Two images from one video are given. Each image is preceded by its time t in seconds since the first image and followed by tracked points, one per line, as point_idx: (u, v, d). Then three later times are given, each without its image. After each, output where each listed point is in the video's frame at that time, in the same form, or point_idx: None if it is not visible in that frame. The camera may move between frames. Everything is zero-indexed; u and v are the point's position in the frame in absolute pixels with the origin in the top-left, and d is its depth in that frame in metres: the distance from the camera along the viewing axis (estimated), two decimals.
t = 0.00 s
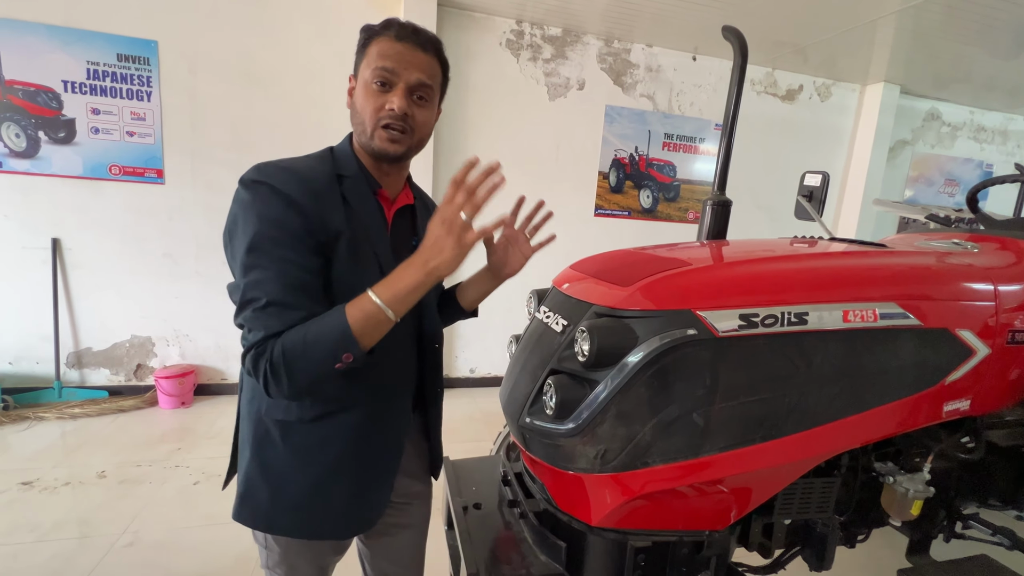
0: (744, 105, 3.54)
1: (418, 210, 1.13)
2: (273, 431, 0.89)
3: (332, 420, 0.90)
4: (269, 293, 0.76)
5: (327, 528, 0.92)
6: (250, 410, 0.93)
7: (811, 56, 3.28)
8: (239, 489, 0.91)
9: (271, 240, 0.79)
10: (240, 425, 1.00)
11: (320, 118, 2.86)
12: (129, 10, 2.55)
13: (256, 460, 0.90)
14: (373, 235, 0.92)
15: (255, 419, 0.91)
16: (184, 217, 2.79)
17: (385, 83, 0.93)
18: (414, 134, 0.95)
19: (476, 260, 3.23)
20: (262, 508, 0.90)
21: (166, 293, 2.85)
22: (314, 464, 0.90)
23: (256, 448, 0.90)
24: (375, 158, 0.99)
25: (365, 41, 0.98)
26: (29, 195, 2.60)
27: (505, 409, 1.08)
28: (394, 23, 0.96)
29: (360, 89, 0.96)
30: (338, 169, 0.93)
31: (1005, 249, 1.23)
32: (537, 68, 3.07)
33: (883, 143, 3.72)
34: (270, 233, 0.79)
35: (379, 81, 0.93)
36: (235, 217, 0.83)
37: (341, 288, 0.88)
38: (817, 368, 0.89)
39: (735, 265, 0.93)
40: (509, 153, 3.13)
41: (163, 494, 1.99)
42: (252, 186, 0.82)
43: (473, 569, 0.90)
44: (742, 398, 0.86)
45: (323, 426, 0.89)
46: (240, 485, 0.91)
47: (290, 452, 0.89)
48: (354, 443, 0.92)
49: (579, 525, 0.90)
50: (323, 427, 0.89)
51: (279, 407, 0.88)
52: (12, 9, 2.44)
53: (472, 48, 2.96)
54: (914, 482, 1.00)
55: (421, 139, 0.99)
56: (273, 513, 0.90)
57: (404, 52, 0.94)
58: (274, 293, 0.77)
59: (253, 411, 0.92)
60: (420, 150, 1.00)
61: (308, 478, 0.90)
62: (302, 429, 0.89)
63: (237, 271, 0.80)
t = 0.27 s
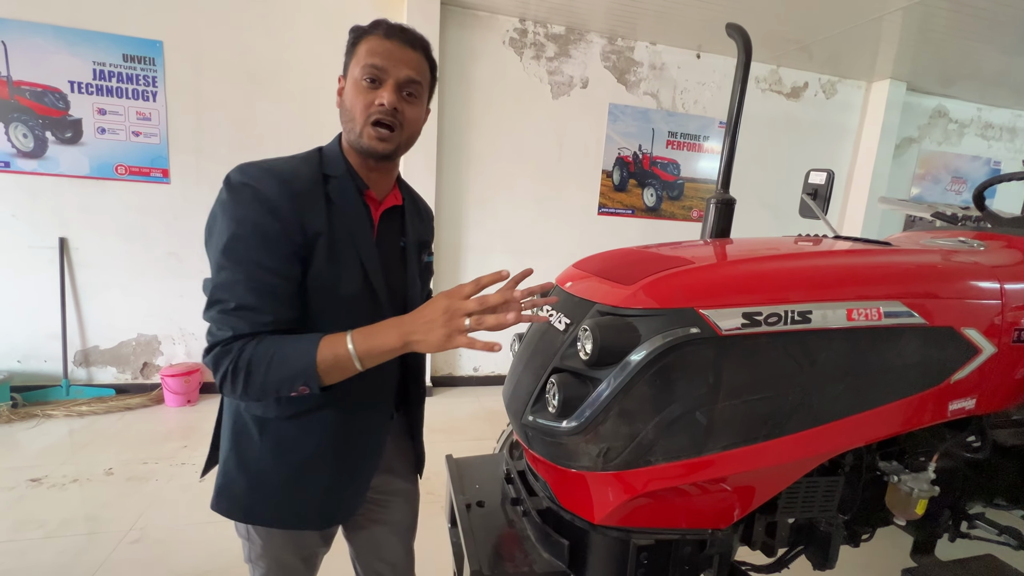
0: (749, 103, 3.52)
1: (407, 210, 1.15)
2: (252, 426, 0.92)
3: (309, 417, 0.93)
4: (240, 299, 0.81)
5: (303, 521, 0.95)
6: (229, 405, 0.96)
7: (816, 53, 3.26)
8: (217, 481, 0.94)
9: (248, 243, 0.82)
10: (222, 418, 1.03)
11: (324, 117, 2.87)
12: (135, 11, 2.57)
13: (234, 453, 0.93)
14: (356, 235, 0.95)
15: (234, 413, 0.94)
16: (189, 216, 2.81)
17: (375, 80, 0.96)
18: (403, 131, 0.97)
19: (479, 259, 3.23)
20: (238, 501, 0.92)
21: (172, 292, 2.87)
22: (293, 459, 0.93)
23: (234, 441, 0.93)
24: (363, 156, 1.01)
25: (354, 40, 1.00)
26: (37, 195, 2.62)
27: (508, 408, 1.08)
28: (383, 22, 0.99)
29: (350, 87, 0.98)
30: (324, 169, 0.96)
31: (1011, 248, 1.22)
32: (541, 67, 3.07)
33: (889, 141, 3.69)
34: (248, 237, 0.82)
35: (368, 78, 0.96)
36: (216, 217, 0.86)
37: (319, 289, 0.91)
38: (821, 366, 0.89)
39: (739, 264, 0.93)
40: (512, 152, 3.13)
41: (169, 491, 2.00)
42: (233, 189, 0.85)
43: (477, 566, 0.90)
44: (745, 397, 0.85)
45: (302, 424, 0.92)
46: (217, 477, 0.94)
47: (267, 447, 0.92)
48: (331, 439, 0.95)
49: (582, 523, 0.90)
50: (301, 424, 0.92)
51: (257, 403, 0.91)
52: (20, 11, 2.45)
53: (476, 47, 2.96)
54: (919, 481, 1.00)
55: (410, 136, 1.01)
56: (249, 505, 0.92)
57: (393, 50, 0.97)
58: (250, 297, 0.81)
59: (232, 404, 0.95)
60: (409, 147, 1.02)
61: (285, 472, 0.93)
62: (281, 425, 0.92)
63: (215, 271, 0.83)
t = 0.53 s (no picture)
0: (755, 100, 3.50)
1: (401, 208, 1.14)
2: (241, 419, 0.94)
3: (297, 410, 0.94)
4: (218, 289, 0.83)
5: (291, 515, 0.95)
6: (222, 398, 0.98)
7: (823, 49, 3.23)
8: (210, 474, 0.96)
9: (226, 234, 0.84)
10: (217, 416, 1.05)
11: (329, 116, 2.88)
12: (142, 12, 2.59)
13: (225, 445, 0.94)
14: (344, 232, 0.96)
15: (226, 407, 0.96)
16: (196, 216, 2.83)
17: (373, 78, 0.96)
18: (399, 129, 0.96)
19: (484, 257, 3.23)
20: (228, 492, 0.93)
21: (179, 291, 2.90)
22: (281, 452, 0.93)
23: (224, 434, 0.94)
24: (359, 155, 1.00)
25: (354, 41, 1.01)
26: (46, 195, 2.65)
27: (513, 406, 1.08)
28: (383, 25, 1.00)
29: (347, 85, 0.98)
30: (313, 165, 0.98)
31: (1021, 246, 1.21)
32: (545, 65, 3.06)
33: (897, 138, 3.66)
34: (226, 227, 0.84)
35: (367, 76, 0.96)
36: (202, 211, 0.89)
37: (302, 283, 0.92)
38: (827, 365, 0.88)
39: (744, 262, 0.93)
40: (517, 150, 3.13)
41: (177, 488, 2.02)
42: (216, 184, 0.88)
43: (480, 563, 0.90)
44: (750, 395, 0.85)
45: (290, 416, 0.93)
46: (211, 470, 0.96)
47: (255, 440, 0.92)
48: (319, 432, 0.95)
49: (587, 521, 0.90)
50: (288, 416, 0.93)
51: (246, 395, 0.93)
52: (28, 12, 2.48)
53: (480, 45, 2.96)
54: (926, 481, 0.98)
55: (407, 136, 1.00)
56: (241, 498, 0.93)
57: (392, 51, 0.98)
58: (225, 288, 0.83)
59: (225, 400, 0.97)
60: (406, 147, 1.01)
61: (275, 465, 0.93)
62: (268, 417, 0.93)
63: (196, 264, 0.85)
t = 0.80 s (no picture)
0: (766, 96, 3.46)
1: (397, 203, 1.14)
2: (239, 410, 0.95)
3: (291, 402, 0.94)
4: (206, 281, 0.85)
5: (285, 506, 0.96)
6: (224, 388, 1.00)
7: (836, 44, 3.19)
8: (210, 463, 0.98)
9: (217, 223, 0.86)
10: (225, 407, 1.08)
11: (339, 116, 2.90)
12: (154, 14, 2.62)
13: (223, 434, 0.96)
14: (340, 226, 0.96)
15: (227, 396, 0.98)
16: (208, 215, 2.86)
17: (367, 76, 0.99)
18: (392, 124, 0.99)
19: (492, 255, 3.23)
20: (226, 480, 0.95)
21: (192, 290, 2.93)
22: (276, 443, 0.94)
23: (223, 424, 0.96)
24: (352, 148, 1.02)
25: (350, 42, 1.05)
26: (62, 195, 2.69)
27: (520, 405, 1.08)
28: (378, 27, 1.04)
29: (343, 82, 1.01)
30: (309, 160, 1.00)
31: None
32: (553, 62, 3.05)
33: (912, 133, 3.60)
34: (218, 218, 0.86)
35: (360, 75, 0.99)
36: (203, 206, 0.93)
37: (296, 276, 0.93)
38: (840, 363, 0.87)
39: (755, 259, 0.92)
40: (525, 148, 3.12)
41: (190, 483, 2.04)
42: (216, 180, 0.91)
43: (489, 561, 0.90)
44: (762, 394, 0.84)
45: (284, 407, 0.94)
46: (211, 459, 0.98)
47: (251, 429, 0.94)
48: (314, 425, 0.95)
49: (595, 519, 0.90)
50: (282, 407, 0.94)
51: (243, 386, 0.94)
52: (45, 16, 2.52)
53: (488, 43, 2.96)
54: (942, 481, 0.97)
55: (399, 132, 1.03)
56: (237, 487, 0.95)
57: (386, 50, 1.01)
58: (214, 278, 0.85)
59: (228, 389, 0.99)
60: (397, 142, 1.04)
61: (270, 456, 0.94)
62: (264, 408, 0.94)
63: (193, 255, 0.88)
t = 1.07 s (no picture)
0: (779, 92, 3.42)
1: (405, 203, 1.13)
2: (231, 402, 0.96)
3: (279, 397, 0.94)
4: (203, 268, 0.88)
5: (266, 503, 0.95)
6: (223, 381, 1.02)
7: (851, 38, 3.13)
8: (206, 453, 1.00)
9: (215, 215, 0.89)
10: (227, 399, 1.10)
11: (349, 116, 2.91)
12: (168, 17, 2.65)
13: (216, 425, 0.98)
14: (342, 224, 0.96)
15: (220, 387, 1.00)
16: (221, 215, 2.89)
17: (385, 88, 0.97)
18: (404, 141, 0.98)
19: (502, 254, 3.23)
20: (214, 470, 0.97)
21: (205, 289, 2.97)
22: (263, 438, 0.94)
23: (216, 413, 0.98)
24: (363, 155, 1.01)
25: (373, 46, 1.02)
26: (80, 196, 2.74)
27: (529, 403, 1.08)
28: (402, 36, 1.00)
29: (360, 89, 0.99)
30: (317, 160, 1.00)
31: None
32: (563, 61, 3.04)
33: (929, 128, 3.54)
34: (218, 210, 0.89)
35: (379, 86, 0.97)
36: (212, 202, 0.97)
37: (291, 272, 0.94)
38: (855, 362, 0.85)
39: (768, 256, 0.90)
40: (534, 147, 3.12)
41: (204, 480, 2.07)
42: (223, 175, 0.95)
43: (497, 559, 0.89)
44: (775, 393, 0.83)
45: (273, 402, 0.94)
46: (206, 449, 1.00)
47: (240, 421, 0.95)
48: (301, 422, 0.95)
49: (604, 519, 0.89)
50: (270, 401, 0.95)
51: (236, 379, 0.96)
52: (62, 20, 2.56)
53: (497, 42, 2.95)
54: (961, 483, 0.94)
55: (411, 147, 1.02)
56: (223, 478, 0.96)
57: (408, 64, 0.98)
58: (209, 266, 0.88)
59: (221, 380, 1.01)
60: (409, 156, 1.04)
61: (256, 450, 0.94)
62: (254, 402, 0.94)
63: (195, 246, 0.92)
